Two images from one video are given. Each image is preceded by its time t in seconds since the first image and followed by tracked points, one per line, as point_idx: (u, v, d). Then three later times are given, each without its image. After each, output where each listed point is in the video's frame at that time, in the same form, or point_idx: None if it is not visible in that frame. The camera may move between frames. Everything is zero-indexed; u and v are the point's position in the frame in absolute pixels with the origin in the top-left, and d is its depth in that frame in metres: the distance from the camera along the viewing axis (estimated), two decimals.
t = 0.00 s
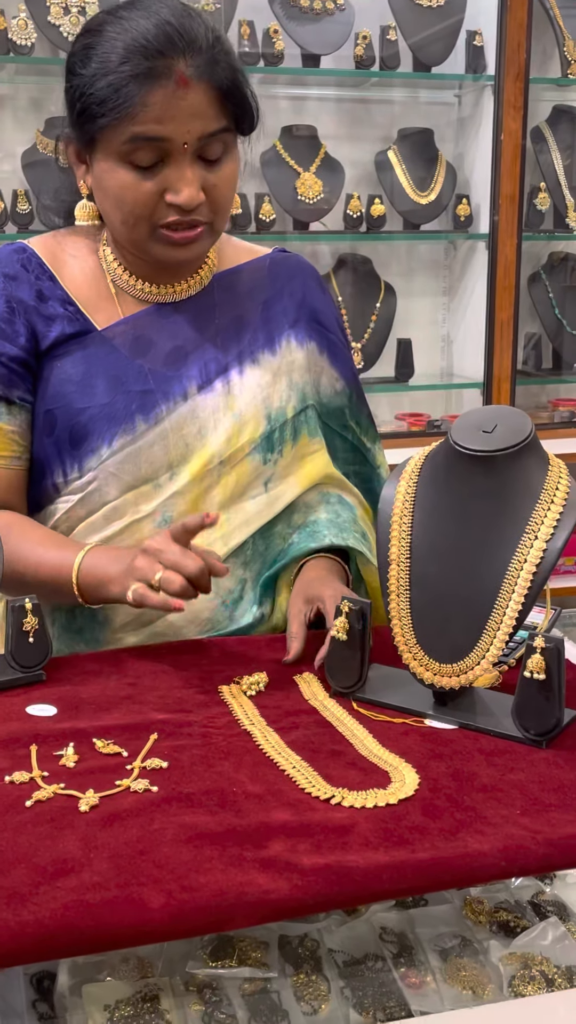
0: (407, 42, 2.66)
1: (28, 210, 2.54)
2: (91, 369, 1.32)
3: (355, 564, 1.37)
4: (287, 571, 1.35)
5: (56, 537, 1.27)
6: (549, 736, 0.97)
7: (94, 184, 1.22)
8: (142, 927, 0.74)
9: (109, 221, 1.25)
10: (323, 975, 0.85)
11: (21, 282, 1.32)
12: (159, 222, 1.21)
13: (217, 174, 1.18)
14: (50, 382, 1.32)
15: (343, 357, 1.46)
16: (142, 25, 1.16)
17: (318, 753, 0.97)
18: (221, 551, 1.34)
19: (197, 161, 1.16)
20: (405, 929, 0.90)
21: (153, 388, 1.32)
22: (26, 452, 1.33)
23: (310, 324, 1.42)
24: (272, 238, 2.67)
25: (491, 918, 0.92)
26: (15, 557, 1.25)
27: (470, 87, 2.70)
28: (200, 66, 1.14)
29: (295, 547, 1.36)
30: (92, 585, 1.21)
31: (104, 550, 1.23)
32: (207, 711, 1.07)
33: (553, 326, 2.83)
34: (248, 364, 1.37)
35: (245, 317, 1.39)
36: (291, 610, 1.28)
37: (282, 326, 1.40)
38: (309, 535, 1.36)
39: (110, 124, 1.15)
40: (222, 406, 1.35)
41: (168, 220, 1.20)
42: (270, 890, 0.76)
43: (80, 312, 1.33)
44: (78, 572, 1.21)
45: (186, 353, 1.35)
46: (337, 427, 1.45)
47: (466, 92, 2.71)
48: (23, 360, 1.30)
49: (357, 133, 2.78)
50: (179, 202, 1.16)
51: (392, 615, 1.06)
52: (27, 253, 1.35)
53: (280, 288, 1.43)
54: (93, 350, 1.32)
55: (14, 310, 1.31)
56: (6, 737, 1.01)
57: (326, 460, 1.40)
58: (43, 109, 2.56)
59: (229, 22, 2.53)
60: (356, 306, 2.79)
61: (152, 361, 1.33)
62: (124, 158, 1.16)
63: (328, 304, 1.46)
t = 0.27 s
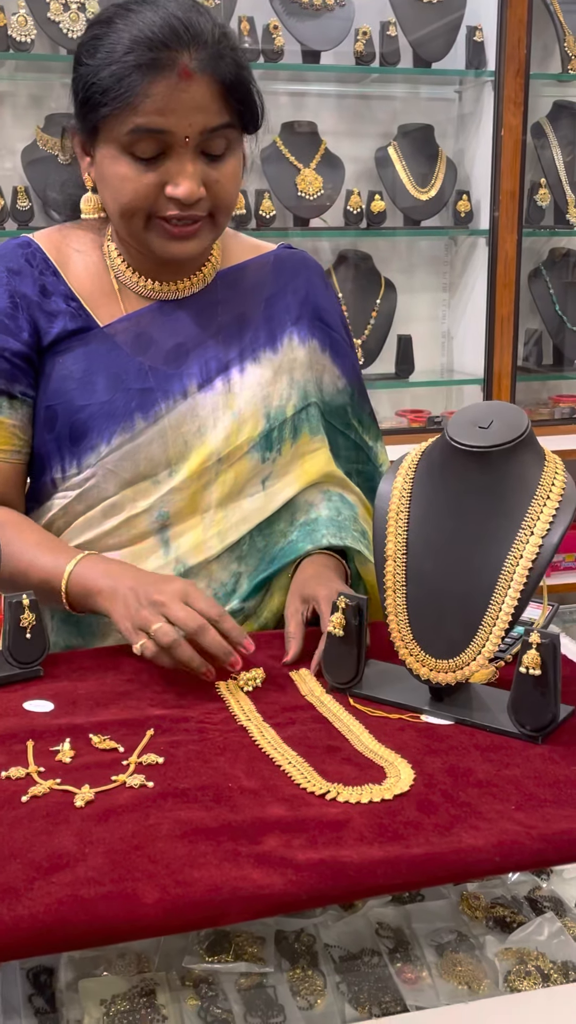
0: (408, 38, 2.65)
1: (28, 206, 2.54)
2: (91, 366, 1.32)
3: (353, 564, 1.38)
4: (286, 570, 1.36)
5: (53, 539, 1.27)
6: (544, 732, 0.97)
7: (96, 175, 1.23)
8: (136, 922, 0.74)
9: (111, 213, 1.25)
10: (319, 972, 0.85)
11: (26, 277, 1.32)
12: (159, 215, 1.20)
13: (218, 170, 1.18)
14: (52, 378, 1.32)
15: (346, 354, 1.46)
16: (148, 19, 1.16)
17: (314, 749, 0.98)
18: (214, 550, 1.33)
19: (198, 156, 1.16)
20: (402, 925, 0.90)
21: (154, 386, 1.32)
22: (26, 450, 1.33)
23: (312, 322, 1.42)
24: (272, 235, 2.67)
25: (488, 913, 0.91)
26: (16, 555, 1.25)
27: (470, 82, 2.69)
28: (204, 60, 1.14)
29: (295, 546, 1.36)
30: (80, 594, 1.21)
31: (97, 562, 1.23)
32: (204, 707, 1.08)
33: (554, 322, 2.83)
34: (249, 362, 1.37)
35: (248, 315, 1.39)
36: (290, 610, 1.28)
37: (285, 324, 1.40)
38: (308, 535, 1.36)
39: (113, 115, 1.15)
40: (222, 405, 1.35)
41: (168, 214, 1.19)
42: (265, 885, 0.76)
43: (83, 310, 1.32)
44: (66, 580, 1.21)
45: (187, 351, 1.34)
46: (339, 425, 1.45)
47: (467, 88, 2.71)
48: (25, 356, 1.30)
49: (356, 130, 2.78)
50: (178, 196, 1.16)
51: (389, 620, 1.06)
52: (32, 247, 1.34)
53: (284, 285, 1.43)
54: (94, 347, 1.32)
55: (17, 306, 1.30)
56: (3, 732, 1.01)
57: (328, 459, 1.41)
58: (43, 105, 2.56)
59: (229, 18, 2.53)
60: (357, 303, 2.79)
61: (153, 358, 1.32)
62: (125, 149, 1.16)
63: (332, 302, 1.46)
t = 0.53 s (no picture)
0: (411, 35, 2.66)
1: (30, 203, 2.54)
2: (94, 364, 1.31)
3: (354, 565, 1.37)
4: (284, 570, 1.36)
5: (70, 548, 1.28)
6: (544, 727, 0.97)
7: (100, 170, 1.23)
8: (134, 916, 0.74)
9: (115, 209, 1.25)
10: (318, 966, 0.85)
11: (32, 274, 1.32)
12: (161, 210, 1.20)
13: (219, 166, 1.18)
14: (56, 376, 1.32)
15: (351, 352, 1.46)
16: (150, 14, 1.16)
17: (313, 745, 0.98)
18: (213, 547, 1.34)
19: (199, 151, 1.16)
20: (401, 920, 0.90)
21: (156, 384, 1.32)
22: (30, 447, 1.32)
23: (317, 319, 1.42)
24: (274, 231, 2.67)
25: (487, 909, 0.91)
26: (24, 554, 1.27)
27: (473, 78, 2.69)
28: (204, 55, 1.13)
29: (295, 547, 1.36)
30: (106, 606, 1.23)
31: (126, 577, 1.25)
32: (203, 703, 1.08)
33: (557, 319, 2.83)
34: (253, 360, 1.36)
35: (252, 312, 1.39)
36: (288, 611, 1.28)
37: (289, 321, 1.40)
38: (307, 535, 1.36)
39: (115, 110, 1.15)
40: (224, 403, 1.34)
41: (170, 209, 1.19)
42: (262, 881, 0.76)
43: (89, 308, 1.33)
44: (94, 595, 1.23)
45: (190, 347, 1.34)
46: (344, 422, 1.45)
47: (470, 84, 2.71)
48: (32, 352, 1.30)
49: (359, 125, 2.76)
50: (177, 190, 1.16)
51: (387, 602, 1.06)
52: (38, 244, 1.34)
53: (289, 282, 1.43)
54: (98, 343, 1.32)
55: (23, 301, 1.30)
56: (3, 728, 1.01)
57: (332, 458, 1.41)
58: (45, 101, 2.56)
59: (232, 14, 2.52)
60: (360, 301, 2.80)
61: (155, 355, 1.33)
62: (126, 144, 1.16)
63: (339, 299, 1.46)
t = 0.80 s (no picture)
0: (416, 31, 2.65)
1: (36, 201, 2.55)
2: (104, 360, 1.32)
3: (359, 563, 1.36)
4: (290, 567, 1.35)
5: (53, 543, 1.29)
6: (546, 725, 0.97)
7: (110, 169, 1.23)
8: (135, 912, 0.74)
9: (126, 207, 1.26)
10: (321, 962, 0.84)
11: (42, 271, 1.33)
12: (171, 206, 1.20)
13: (229, 160, 1.18)
14: (66, 372, 1.33)
15: (364, 348, 1.43)
16: (156, 8, 1.16)
17: (316, 741, 0.98)
18: (222, 543, 1.34)
19: (208, 145, 1.16)
20: (403, 916, 0.90)
21: (165, 380, 1.32)
22: (26, 444, 1.35)
23: (329, 314, 1.40)
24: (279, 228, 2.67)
25: (489, 907, 0.91)
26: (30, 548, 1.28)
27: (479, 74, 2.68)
28: (210, 48, 1.14)
29: (300, 546, 1.35)
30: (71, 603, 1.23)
31: (94, 574, 1.24)
32: (206, 700, 1.08)
33: (564, 316, 2.82)
34: (264, 356, 1.36)
35: (263, 308, 1.38)
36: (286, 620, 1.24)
37: (301, 317, 1.39)
38: (313, 534, 1.35)
39: (121, 106, 1.16)
40: (235, 398, 1.34)
41: (179, 205, 1.19)
42: (264, 877, 0.77)
43: (100, 305, 1.34)
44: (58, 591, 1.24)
45: (200, 344, 1.34)
46: (356, 419, 1.42)
47: (475, 80, 2.70)
48: (34, 350, 1.32)
49: (364, 122, 2.76)
50: (188, 185, 1.15)
51: (389, 597, 1.06)
52: (49, 239, 1.36)
53: (301, 277, 1.41)
54: (109, 340, 1.33)
55: (30, 299, 1.32)
56: (6, 725, 1.02)
57: (343, 455, 1.39)
58: (50, 99, 2.57)
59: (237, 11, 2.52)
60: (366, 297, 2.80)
61: (166, 350, 1.33)
62: (135, 141, 1.16)
63: (352, 295, 1.44)
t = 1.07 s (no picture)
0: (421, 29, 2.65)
1: (41, 199, 2.56)
2: (116, 359, 1.32)
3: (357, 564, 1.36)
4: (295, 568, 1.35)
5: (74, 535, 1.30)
6: (551, 723, 0.97)
7: (121, 162, 1.24)
8: (139, 910, 0.74)
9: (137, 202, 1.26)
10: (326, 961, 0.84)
11: (55, 268, 1.33)
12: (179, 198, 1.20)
13: (237, 152, 1.18)
14: (78, 370, 1.34)
15: (376, 350, 1.43)
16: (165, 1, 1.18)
17: (321, 740, 0.98)
18: (231, 544, 1.34)
19: (215, 135, 1.16)
20: (408, 914, 0.89)
21: (176, 380, 1.32)
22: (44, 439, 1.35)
23: (342, 316, 1.40)
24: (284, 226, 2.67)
25: (494, 904, 0.91)
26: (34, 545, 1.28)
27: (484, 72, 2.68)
28: (217, 37, 1.14)
29: (307, 546, 1.36)
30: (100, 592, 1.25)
31: (118, 561, 1.26)
32: (211, 698, 1.08)
33: (569, 315, 2.81)
34: (276, 356, 1.35)
35: (275, 308, 1.38)
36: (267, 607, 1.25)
37: (313, 318, 1.39)
38: (320, 535, 1.36)
39: (129, 95, 1.16)
40: (246, 399, 1.34)
41: (187, 196, 1.19)
42: (268, 875, 0.77)
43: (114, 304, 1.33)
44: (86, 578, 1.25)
45: (212, 344, 1.34)
46: (366, 422, 1.43)
47: (480, 78, 2.70)
48: (49, 346, 1.32)
49: (369, 120, 2.76)
50: (195, 175, 1.15)
51: (393, 596, 1.06)
52: (64, 237, 1.36)
53: (315, 278, 1.41)
54: (121, 338, 1.33)
55: (44, 295, 1.32)
56: (12, 722, 1.02)
57: (351, 458, 1.40)
58: (55, 97, 2.57)
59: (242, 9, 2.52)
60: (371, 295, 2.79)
61: (178, 350, 1.32)
62: (142, 131, 1.17)
63: (366, 297, 1.44)
